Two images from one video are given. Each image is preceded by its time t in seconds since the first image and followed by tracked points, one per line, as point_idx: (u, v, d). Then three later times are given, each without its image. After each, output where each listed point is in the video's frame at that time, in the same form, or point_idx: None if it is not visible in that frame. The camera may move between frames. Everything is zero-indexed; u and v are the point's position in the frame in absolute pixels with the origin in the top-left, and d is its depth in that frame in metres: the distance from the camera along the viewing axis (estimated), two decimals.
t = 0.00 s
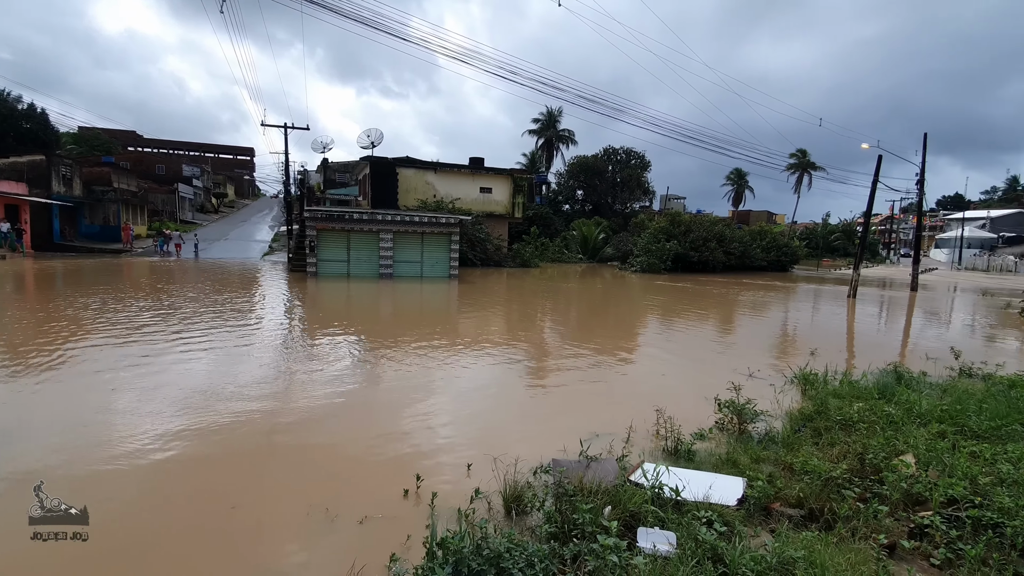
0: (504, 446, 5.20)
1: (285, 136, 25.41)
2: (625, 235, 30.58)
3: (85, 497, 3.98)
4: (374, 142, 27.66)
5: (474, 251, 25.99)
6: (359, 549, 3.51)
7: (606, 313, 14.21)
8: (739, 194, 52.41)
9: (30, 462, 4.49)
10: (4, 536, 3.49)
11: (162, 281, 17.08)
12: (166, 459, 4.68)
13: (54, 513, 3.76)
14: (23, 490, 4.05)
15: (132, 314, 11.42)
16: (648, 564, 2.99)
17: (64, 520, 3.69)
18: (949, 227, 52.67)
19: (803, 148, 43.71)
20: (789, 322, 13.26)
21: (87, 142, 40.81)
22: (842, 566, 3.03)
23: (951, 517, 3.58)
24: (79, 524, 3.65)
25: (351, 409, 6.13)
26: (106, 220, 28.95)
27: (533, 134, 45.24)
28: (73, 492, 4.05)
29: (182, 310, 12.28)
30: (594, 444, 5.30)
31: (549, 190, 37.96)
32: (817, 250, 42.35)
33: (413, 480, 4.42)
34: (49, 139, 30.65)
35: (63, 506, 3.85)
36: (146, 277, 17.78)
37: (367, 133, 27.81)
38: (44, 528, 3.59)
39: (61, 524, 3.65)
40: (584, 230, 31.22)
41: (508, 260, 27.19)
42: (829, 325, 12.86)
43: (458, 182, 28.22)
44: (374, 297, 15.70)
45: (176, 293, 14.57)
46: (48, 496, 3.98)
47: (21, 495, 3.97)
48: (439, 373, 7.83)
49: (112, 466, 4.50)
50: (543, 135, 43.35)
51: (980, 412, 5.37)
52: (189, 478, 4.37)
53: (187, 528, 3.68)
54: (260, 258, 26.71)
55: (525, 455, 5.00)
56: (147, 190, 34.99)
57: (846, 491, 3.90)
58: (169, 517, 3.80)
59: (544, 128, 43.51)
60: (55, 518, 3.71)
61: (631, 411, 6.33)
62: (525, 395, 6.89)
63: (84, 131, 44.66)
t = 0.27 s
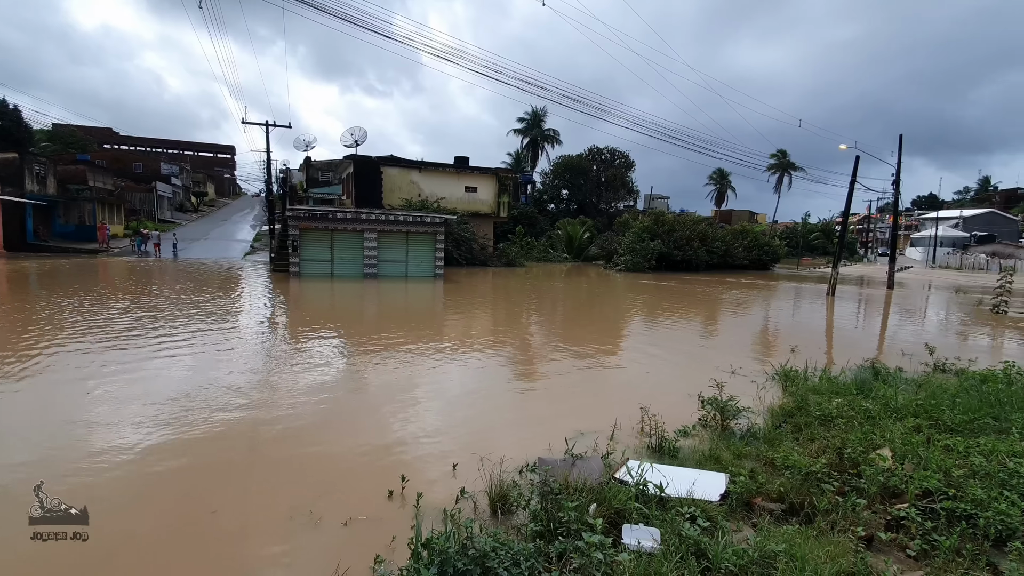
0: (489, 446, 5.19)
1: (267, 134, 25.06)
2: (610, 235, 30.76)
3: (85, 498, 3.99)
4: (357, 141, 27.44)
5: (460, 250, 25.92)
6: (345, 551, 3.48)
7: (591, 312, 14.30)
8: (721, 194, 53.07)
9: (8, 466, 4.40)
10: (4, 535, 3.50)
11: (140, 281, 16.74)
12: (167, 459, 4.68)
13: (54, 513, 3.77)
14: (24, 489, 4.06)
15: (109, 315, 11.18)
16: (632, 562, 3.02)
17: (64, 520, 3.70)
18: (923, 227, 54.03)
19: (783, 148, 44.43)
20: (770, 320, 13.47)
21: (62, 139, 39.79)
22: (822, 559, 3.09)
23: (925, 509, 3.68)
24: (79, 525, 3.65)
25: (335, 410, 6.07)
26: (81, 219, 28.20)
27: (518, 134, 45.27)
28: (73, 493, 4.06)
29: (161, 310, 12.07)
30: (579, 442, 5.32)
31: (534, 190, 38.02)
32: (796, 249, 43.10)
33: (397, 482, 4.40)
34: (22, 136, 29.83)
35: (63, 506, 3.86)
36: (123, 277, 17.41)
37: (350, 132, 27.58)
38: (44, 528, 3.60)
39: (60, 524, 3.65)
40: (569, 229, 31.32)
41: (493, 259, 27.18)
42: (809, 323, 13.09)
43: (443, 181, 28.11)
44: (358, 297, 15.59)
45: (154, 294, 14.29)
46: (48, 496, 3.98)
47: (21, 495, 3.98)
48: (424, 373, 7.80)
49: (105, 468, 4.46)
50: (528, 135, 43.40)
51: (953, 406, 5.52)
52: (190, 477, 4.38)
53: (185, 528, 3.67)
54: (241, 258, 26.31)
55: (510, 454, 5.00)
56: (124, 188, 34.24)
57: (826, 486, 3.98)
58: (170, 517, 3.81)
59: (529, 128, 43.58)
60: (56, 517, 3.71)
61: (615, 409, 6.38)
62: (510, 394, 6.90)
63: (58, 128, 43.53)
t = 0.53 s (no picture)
0: (473, 445, 5.20)
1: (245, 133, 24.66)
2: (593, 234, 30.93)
3: (86, 498, 4.01)
4: (338, 140, 27.17)
5: (443, 250, 25.81)
6: (327, 555, 3.45)
7: (574, 311, 14.36)
8: (702, 193, 53.73)
9: None
10: (5, 535, 3.51)
11: (115, 283, 16.35)
12: (166, 459, 4.69)
13: (54, 513, 3.79)
14: (24, 489, 4.08)
15: (82, 318, 10.89)
16: (616, 559, 3.04)
17: (64, 520, 3.71)
18: (897, 226, 55.42)
19: (761, 148, 45.16)
20: (750, 317, 13.69)
21: (31, 137, 38.62)
22: (799, 551, 3.15)
23: (899, 500, 3.78)
24: (79, 525, 3.67)
25: (318, 411, 6.02)
26: (53, 220, 27.43)
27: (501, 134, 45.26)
28: (73, 493, 4.08)
29: (137, 312, 11.81)
30: (563, 440, 5.35)
31: (517, 189, 38.05)
32: (775, 248, 43.86)
33: (380, 484, 4.37)
34: None
35: (63, 506, 3.88)
36: (97, 279, 16.97)
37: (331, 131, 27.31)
38: (45, 528, 3.62)
39: (60, 524, 3.67)
40: (552, 228, 31.41)
41: (476, 259, 27.13)
42: (787, 320, 13.33)
43: (426, 180, 27.97)
44: (340, 297, 15.44)
45: (130, 296, 13.97)
46: (48, 496, 4.00)
47: (21, 495, 3.98)
48: (407, 373, 7.77)
49: (96, 470, 4.43)
50: (511, 134, 43.43)
51: (925, 400, 5.68)
52: (190, 477, 4.40)
53: (181, 529, 3.68)
54: (220, 258, 25.84)
55: (494, 454, 5.01)
56: (97, 187, 33.39)
57: (804, 480, 4.06)
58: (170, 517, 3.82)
59: (512, 127, 43.60)
60: (56, 517, 3.73)
61: (598, 407, 6.43)
62: (494, 393, 6.91)
63: (27, 126, 42.23)
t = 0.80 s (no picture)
0: (457, 445, 5.20)
1: (223, 130, 24.21)
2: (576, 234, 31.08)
3: (86, 497, 4.02)
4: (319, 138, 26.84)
5: (426, 249, 25.66)
6: (306, 558, 3.41)
7: (557, 310, 14.42)
8: (682, 193, 54.35)
9: None
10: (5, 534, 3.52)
11: (88, 283, 15.94)
12: (165, 459, 4.70)
13: (55, 513, 3.80)
14: (23, 489, 4.08)
15: (55, 319, 10.61)
16: (598, 557, 3.06)
17: (64, 520, 3.72)
18: (871, 226, 56.75)
19: (740, 150, 45.85)
20: (730, 316, 13.90)
21: None
22: (776, 545, 3.21)
23: (872, 493, 3.88)
24: (78, 524, 3.68)
25: (300, 412, 5.97)
26: (23, 218, 26.65)
27: (484, 133, 45.19)
28: (73, 493, 4.08)
29: (112, 313, 11.54)
30: (546, 439, 5.37)
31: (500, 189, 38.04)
32: (754, 247, 44.59)
33: (361, 485, 4.33)
34: None
35: (64, 506, 3.89)
36: (70, 279, 16.53)
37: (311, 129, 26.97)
38: (45, 527, 3.63)
39: (60, 524, 3.68)
40: (535, 228, 31.46)
41: (459, 258, 27.05)
42: (765, 318, 13.56)
43: (408, 179, 27.80)
44: (321, 297, 15.28)
45: (104, 297, 13.64)
46: (48, 496, 4.01)
47: (21, 495, 3.99)
48: (390, 373, 7.72)
49: (81, 473, 4.38)
50: (494, 134, 43.39)
51: (897, 396, 5.84)
52: (191, 476, 4.42)
53: (160, 533, 3.62)
54: (197, 258, 25.35)
55: (477, 454, 5.00)
56: (69, 185, 32.48)
57: (781, 475, 4.14)
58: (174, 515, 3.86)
59: (495, 127, 43.57)
60: (56, 517, 3.74)
61: (581, 406, 6.47)
62: (478, 392, 6.92)
63: None
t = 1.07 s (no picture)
0: (436, 446, 5.18)
1: (196, 127, 23.64)
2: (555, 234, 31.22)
3: (86, 497, 4.01)
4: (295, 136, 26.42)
5: (405, 249, 25.46)
6: (283, 564, 3.35)
7: (537, 310, 14.47)
8: (660, 194, 55.01)
9: None
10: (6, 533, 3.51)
11: (54, 284, 15.42)
12: (160, 458, 4.70)
13: (55, 513, 3.79)
14: (23, 489, 4.07)
15: (18, 321, 10.24)
16: (575, 555, 3.09)
17: (64, 520, 3.72)
18: (841, 227, 58.32)
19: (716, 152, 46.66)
20: (705, 315, 14.14)
21: None
22: (748, 540, 3.28)
23: (840, 487, 3.99)
24: (78, 525, 3.67)
25: (278, 414, 5.89)
26: None
27: (463, 133, 45.05)
28: (73, 492, 4.07)
29: (79, 315, 11.19)
30: (524, 439, 5.39)
31: (480, 189, 37.98)
32: (729, 248, 45.44)
33: (339, 489, 4.28)
34: None
35: (64, 506, 3.88)
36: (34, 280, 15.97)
37: (287, 126, 26.53)
38: (46, 527, 3.62)
39: (60, 524, 3.67)
40: (515, 228, 31.49)
41: (439, 258, 26.93)
42: (740, 317, 13.83)
43: (387, 179, 27.56)
44: (298, 297, 15.05)
45: (71, 298, 13.22)
46: (48, 496, 4.00)
47: (20, 495, 3.97)
48: (369, 374, 7.65)
49: (55, 476, 4.28)
50: (473, 133, 43.30)
51: (865, 392, 6.02)
52: (188, 474, 4.42)
53: (134, 539, 3.54)
54: (168, 258, 24.71)
55: (455, 455, 4.99)
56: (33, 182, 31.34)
57: (754, 471, 4.23)
58: (176, 511, 3.88)
59: (474, 127, 43.47)
60: (56, 517, 3.73)
61: (560, 405, 6.51)
62: (458, 393, 6.91)
63: None
